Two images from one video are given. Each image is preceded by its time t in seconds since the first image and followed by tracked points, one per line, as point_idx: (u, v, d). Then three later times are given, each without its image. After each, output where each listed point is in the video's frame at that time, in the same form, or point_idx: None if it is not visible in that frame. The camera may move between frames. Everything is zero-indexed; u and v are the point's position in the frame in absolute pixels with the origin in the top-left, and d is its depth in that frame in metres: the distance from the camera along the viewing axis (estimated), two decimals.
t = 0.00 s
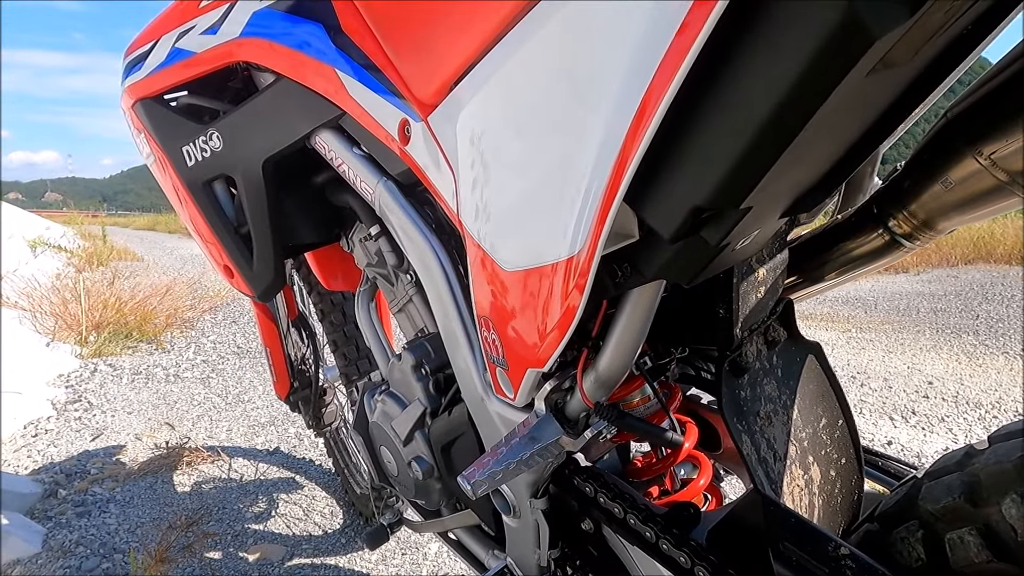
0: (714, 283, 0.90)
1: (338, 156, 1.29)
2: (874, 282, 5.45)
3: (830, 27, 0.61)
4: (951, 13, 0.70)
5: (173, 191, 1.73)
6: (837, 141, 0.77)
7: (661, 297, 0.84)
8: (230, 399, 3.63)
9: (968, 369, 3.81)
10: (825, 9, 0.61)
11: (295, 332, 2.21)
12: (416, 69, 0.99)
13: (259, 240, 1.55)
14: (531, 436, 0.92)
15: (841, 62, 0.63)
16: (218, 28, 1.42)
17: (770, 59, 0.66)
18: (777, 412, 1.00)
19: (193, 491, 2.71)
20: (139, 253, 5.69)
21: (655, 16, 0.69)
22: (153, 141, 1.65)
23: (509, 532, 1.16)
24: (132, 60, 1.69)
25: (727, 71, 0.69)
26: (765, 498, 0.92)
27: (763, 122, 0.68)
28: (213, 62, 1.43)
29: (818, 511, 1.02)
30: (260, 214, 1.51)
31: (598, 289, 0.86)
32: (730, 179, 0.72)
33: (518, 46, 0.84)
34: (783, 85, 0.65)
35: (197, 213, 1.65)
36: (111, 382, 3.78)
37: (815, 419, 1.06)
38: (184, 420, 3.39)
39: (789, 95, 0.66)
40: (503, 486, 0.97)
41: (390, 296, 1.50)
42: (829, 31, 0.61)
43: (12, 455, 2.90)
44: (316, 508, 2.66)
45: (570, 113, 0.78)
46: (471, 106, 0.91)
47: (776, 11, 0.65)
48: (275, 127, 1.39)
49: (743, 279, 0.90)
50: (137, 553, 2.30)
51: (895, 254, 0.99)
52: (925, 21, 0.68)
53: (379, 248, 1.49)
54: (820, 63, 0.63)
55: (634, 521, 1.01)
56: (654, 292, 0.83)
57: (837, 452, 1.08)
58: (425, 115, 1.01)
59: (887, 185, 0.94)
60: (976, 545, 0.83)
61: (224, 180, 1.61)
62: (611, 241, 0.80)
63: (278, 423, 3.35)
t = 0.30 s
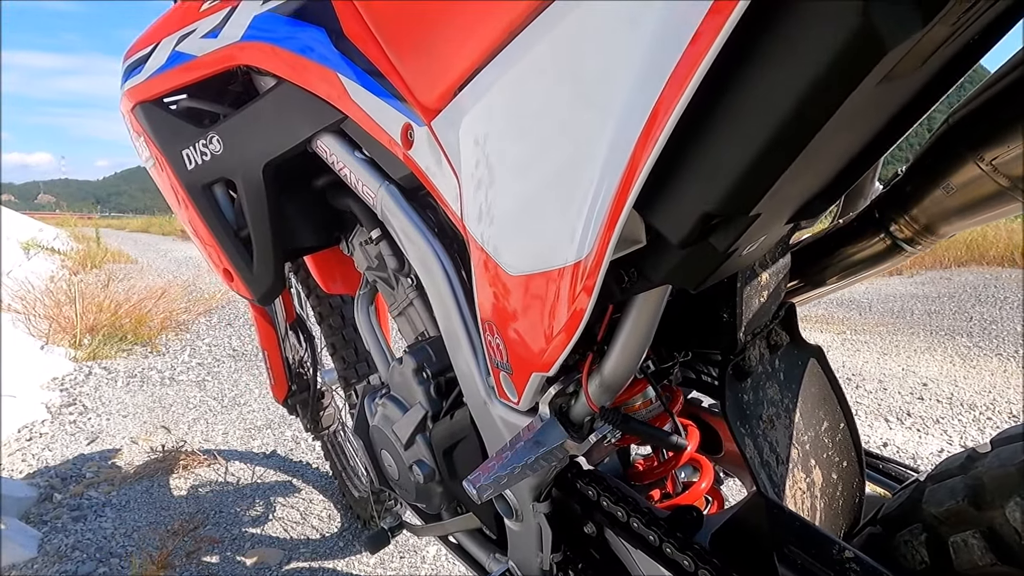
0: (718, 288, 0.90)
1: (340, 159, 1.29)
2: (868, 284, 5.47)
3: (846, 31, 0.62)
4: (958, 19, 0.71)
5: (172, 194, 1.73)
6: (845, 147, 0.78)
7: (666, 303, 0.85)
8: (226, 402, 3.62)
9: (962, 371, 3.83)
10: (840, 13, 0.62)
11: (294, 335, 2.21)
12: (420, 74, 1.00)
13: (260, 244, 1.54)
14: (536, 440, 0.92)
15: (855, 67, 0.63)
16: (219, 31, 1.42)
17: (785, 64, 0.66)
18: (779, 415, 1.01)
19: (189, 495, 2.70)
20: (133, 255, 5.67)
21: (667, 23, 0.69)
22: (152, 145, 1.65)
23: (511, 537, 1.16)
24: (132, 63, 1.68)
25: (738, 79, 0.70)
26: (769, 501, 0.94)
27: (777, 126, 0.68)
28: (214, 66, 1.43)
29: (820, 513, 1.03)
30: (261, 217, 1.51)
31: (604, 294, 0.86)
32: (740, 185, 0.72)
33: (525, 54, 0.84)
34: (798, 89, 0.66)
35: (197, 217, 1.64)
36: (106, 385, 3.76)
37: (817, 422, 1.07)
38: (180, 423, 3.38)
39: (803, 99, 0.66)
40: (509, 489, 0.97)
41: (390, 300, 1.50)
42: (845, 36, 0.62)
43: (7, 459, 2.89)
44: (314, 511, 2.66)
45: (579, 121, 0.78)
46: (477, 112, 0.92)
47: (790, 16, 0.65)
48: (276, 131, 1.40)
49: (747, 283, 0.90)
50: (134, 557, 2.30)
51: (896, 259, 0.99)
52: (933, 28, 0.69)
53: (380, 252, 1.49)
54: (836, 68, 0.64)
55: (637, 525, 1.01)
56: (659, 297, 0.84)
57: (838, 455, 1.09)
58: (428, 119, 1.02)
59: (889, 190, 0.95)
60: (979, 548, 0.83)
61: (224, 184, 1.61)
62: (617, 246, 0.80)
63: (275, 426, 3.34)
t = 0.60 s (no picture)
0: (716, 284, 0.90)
1: (335, 157, 1.28)
2: (859, 283, 5.49)
3: (849, 29, 0.62)
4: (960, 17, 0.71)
5: (164, 192, 1.71)
6: (844, 143, 0.78)
7: (664, 301, 0.84)
8: (219, 401, 3.60)
9: (953, 369, 3.86)
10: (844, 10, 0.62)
11: (287, 334, 2.19)
12: (417, 70, 1.00)
13: (254, 242, 1.54)
14: (533, 437, 0.92)
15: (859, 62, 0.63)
16: (213, 28, 1.41)
17: (788, 60, 0.66)
18: (776, 412, 1.01)
19: (182, 495, 2.68)
20: (123, 254, 5.63)
21: (668, 22, 0.70)
22: (145, 142, 1.64)
23: (508, 535, 1.16)
24: (123, 60, 1.67)
25: (740, 77, 0.70)
26: (766, 496, 0.93)
27: (779, 122, 0.68)
28: (208, 62, 1.42)
29: (817, 509, 1.03)
30: (255, 215, 1.50)
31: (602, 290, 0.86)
32: (742, 181, 0.72)
33: (523, 55, 0.84)
34: (801, 84, 0.66)
35: (190, 214, 1.63)
36: (97, 385, 3.74)
37: (813, 418, 1.07)
38: (172, 423, 3.36)
39: (805, 94, 0.66)
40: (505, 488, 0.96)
41: (385, 297, 1.49)
42: (849, 32, 0.62)
43: None
44: (308, 510, 2.65)
45: (578, 122, 0.78)
46: (475, 110, 0.92)
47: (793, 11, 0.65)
48: (270, 127, 1.39)
49: (744, 280, 0.90)
50: (126, 558, 2.28)
51: (892, 255, 0.99)
52: (935, 25, 0.69)
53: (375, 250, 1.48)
54: (840, 64, 0.64)
55: (635, 521, 1.01)
56: (658, 294, 0.84)
57: (834, 451, 1.09)
58: (425, 116, 1.01)
59: (885, 186, 0.95)
60: (977, 543, 0.84)
61: (218, 181, 1.60)
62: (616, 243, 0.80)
63: (268, 426, 3.33)
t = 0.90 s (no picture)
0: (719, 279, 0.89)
1: (334, 152, 1.28)
2: (854, 281, 5.50)
3: (860, 21, 0.63)
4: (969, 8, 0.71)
5: (159, 188, 1.70)
6: (850, 136, 0.78)
7: (667, 296, 0.84)
8: (213, 400, 3.58)
9: (947, 366, 3.87)
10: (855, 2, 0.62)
11: (283, 331, 2.19)
12: (416, 65, 0.99)
13: (251, 238, 1.53)
14: (536, 433, 0.92)
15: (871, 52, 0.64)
16: (209, 22, 1.40)
17: (798, 52, 0.66)
18: (778, 407, 1.01)
19: (177, 493, 2.67)
20: (116, 252, 5.61)
21: (675, 18, 0.70)
22: (140, 137, 1.63)
23: (508, 532, 1.15)
24: (118, 55, 1.66)
25: (748, 70, 0.70)
26: (767, 490, 0.93)
27: (789, 114, 0.69)
28: (204, 57, 1.41)
29: (818, 505, 1.03)
30: (252, 211, 1.49)
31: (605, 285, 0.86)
32: (751, 173, 0.72)
33: (524, 50, 0.84)
34: (810, 76, 0.66)
35: (187, 210, 1.62)
36: (90, 384, 3.71)
37: (815, 414, 1.07)
38: (167, 421, 3.34)
39: (816, 86, 0.67)
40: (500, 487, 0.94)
41: (383, 294, 1.49)
42: (860, 24, 0.63)
43: None
44: (304, 509, 2.63)
45: (582, 118, 0.78)
46: (476, 105, 0.91)
47: (803, 5, 0.66)
48: (268, 122, 1.38)
49: (747, 274, 0.90)
50: (121, 556, 2.27)
51: (894, 250, 0.99)
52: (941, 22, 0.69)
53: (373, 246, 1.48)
54: (852, 55, 0.64)
55: (637, 518, 1.01)
56: (663, 289, 0.84)
57: (836, 447, 1.09)
58: (425, 111, 1.01)
59: (888, 181, 0.95)
60: (982, 537, 0.84)
61: (214, 177, 1.59)
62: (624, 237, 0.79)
63: (263, 424, 3.31)
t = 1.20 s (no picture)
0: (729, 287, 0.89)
1: (341, 159, 1.28)
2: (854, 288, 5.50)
3: (878, 35, 0.62)
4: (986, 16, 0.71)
5: (165, 194, 1.70)
6: (863, 145, 0.77)
7: (679, 303, 0.84)
8: (214, 406, 3.58)
9: (949, 373, 3.86)
10: (874, 13, 0.62)
11: (286, 338, 2.19)
12: (424, 71, 0.99)
13: (258, 245, 1.53)
14: (547, 440, 0.91)
15: (888, 65, 0.64)
16: (217, 29, 1.40)
17: (818, 60, 0.67)
18: (787, 414, 1.01)
19: (178, 501, 2.66)
20: (116, 259, 5.61)
21: (690, 27, 0.70)
22: (146, 144, 1.63)
23: (515, 539, 1.17)
24: (125, 62, 1.66)
25: (768, 79, 0.71)
26: (777, 495, 0.94)
27: (803, 123, 0.69)
28: (212, 64, 1.42)
29: (827, 512, 1.03)
30: (259, 217, 1.49)
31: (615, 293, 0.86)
32: (768, 184, 0.73)
33: (541, 57, 0.84)
34: (828, 87, 0.66)
35: (193, 218, 1.62)
36: (90, 390, 3.71)
37: (823, 421, 1.07)
38: (167, 428, 3.34)
39: (834, 97, 0.67)
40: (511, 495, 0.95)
41: (389, 300, 1.49)
42: (880, 35, 0.62)
43: None
44: (305, 516, 2.63)
45: (598, 125, 0.78)
46: (489, 111, 0.91)
47: (815, 19, 0.66)
48: (275, 130, 1.38)
49: (757, 281, 0.90)
50: (123, 564, 2.27)
51: (903, 258, 0.99)
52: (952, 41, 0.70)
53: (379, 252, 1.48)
54: (871, 67, 0.64)
55: (645, 525, 1.01)
56: (674, 297, 0.84)
57: (844, 454, 1.09)
58: (433, 118, 1.02)
59: (896, 188, 0.95)
60: (995, 544, 0.84)
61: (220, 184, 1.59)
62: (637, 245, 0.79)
63: (264, 431, 3.31)
